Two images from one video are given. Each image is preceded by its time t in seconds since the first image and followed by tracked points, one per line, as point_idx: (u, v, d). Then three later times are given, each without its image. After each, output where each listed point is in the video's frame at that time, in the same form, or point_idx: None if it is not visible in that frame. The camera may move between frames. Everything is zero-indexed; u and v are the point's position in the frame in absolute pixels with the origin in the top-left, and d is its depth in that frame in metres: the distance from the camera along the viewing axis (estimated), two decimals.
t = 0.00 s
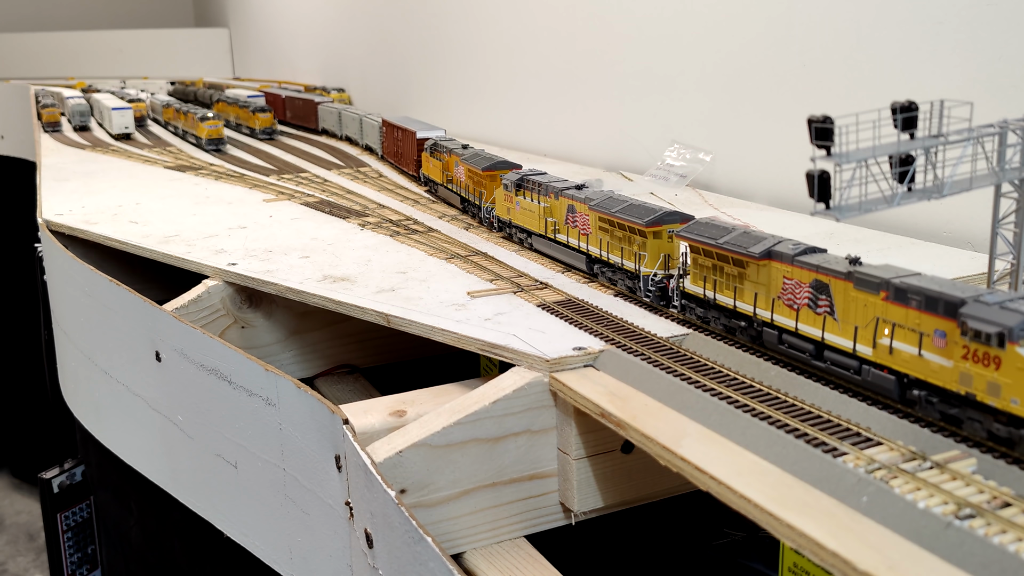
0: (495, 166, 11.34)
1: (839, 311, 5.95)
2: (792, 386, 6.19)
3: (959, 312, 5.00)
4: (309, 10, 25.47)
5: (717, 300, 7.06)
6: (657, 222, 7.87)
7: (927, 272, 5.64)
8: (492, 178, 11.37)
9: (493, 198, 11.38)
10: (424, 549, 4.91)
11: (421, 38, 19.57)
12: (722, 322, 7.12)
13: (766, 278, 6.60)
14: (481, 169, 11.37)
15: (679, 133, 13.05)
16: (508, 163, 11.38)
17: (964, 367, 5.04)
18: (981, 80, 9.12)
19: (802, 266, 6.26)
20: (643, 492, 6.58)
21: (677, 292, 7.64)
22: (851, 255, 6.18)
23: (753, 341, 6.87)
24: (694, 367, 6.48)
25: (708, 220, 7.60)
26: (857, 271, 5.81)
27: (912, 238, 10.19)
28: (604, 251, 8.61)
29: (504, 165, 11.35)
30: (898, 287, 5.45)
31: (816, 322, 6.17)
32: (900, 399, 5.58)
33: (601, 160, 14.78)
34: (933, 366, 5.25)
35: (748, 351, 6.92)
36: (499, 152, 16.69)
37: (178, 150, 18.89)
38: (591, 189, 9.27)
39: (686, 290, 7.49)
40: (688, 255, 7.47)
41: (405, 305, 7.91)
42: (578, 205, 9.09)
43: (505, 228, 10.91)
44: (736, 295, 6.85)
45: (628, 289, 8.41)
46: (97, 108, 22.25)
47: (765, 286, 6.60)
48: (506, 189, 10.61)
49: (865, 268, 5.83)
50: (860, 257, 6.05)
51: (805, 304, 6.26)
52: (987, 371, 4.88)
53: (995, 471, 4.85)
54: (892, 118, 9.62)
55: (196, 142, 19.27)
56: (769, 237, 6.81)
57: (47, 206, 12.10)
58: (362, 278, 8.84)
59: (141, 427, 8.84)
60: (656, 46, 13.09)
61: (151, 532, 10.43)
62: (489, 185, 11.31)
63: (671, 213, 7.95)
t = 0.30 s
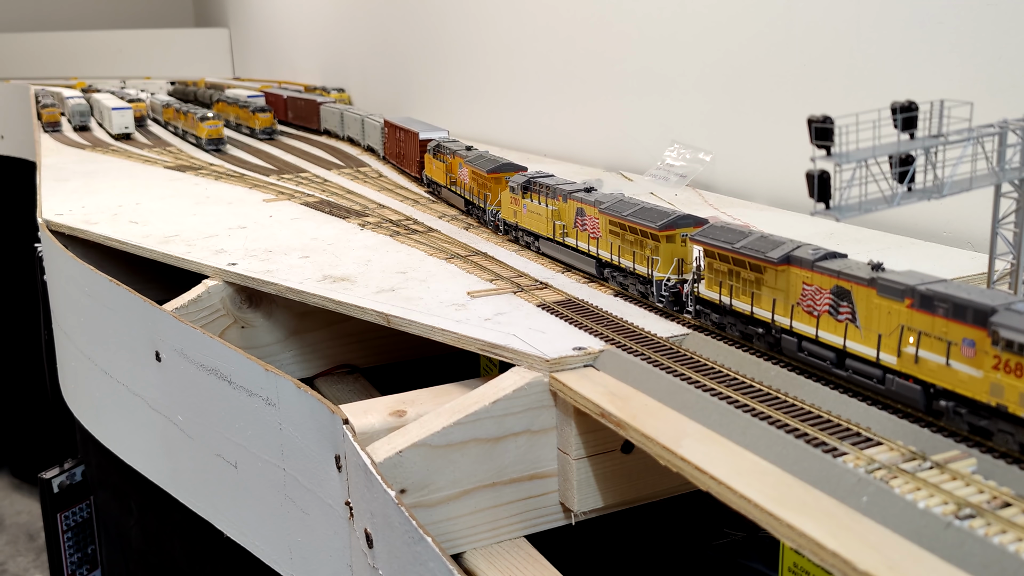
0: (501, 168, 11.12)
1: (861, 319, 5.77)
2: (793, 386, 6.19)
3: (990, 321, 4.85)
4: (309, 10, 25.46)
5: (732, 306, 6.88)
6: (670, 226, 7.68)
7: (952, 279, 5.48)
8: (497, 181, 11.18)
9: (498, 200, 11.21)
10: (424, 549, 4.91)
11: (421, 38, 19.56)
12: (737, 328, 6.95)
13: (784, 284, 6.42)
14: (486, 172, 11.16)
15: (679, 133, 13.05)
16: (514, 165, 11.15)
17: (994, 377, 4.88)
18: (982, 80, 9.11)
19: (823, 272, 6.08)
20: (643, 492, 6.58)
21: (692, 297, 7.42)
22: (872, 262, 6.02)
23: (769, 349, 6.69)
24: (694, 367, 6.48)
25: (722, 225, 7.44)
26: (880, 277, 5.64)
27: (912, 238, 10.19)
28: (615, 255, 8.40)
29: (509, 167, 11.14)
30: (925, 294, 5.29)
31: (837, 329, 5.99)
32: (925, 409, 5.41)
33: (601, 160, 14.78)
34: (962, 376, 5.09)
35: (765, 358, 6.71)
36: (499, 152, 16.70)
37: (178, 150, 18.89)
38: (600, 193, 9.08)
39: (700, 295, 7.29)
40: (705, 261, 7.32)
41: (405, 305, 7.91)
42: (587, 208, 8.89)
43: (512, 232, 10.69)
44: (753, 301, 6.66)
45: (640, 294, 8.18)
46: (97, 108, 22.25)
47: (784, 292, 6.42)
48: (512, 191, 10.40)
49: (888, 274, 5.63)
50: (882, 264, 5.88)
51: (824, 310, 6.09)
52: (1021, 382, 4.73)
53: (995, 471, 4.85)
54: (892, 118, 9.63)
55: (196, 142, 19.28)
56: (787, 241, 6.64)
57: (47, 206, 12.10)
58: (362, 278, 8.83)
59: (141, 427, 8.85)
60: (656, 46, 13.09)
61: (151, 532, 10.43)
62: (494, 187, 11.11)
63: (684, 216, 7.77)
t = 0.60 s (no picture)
0: (505, 171, 10.90)
1: (884, 326, 5.63)
2: (793, 386, 6.20)
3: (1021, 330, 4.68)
4: (309, 10, 25.47)
5: (750, 312, 6.75)
6: (684, 230, 7.54)
7: (980, 285, 5.31)
8: (502, 183, 10.97)
9: (503, 203, 11.02)
10: (424, 549, 4.90)
11: (421, 39, 19.56)
12: (755, 335, 6.81)
13: (804, 290, 6.28)
14: (491, 174, 10.95)
15: (679, 133, 13.05)
16: (519, 167, 10.95)
17: None
18: (981, 80, 9.11)
19: (844, 278, 5.93)
20: (643, 493, 6.58)
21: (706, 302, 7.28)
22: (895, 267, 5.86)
23: (788, 356, 6.55)
24: (694, 367, 6.48)
25: (738, 228, 7.26)
26: (904, 283, 5.48)
27: (912, 238, 10.19)
28: (626, 259, 8.27)
29: (514, 169, 10.91)
30: (952, 301, 5.12)
31: (859, 336, 5.84)
32: (952, 420, 5.25)
33: (601, 160, 14.78)
34: (992, 387, 4.92)
35: (783, 366, 6.59)
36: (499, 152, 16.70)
37: (178, 150, 18.89)
38: (609, 195, 8.96)
39: (715, 301, 7.15)
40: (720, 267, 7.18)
41: (405, 305, 7.91)
42: (597, 212, 8.75)
43: (519, 235, 10.55)
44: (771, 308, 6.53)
45: (651, 299, 8.02)
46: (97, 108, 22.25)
47: (804, 298, 6.27)
48: (519, 194, 10.25)
49: (913, 280, 5.48)
50: (906, 270, 5.72)
51: (846, 317, 5.93)
52: None
53: (995, 470, 4.85)
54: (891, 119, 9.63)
55: (196, 142, 19.28)
56: (806, 246, 6.48)
57: (47, 206, 12.10)
58: (362, 278, 8.84)
59: (141, 427, 8.85)
60: (656, 46, 13.09)
61: (151, 532, 10.43)
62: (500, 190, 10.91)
63: (699, 219, 7.60)
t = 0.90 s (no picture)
0: (511, 173, 10.69)
1: (909, 334, 5.44)
2: (793, 386, 6.19)
3: None
4: (309, 10, 25.46)
5: (767, 318, 6.56)
6: (698, 234, 7.25)
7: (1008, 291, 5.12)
8: (508, 185, 10.76)
9: (509, 206, 10.83)
10: (424, 549, 4.91)
11: (421, 39, 19.56)
12: (772, 341, 6.62)
13: (823, 296, 6.07)
14: (496, 176, 10.76)
15: (679, 133, 13.06)
16: (525, 169, 10.75)
17: None
18: (981, 80, 9.12)
19: (866, 284, 5.72)
20: (643, 492, 6.58)
21: (721, 308, 7.14)
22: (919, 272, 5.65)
23: (807, 364, 6.36)
24: (694, 367, 6.48)
25: (753, 230, 7.02)
26: (930, 290, 5.28)
27: (911, 238, 10.19)
28: (638, 264, 8.04)
29: (520, 171, 10.70)
30: (980, 308, 4.92)
31: (883, 344, 5.64)
32: (981, 430, 5.09)
33: (601, 160, 14.78)
34: None
35: (803, 374, 6.38)
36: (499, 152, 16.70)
37: (178, 150, 18.89)
38: (619, 197, 8.69)
39: (732, 307, 6.97)
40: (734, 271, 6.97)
41: (405, 305, 7.91)
42: (607, 215, 8.48)
43: (526, 238, 10.35)
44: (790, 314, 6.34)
45: (665, 304, 7.82)
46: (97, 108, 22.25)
47: (824, 304, 6.07)
48: (527, 196, 10.04)
49: (939, 286, 5.27)
50: (930, 275, 5.53)
51: (867, 325, 5.74)
52: None
53: (995, 470, 4.85)
54: (891, 119, 9.64)
55: (197, 142, 19.28)
56: (824, 249, 6.28)
57: (47, 206, 12.10)
58: (362, 278, 8.84)
59: (141, 427, 8.85)
60: (657, 46, 13.10)
61: (151, 533, 10.42)
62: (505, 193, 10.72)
63: (713, 223, 7.33)
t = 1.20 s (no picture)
0: (517, 175, 10.47)
1: (934, 342, 5.30)
2: (793, 386, 6.20)
3: None
4: (309, 10, 25.46)
5: (786, 325, 6.44)
6: (714, 238, 7.13)
7: None
8: (513, 188, 10.55)
9: (515, 209, 10.65)
10: (424, 549, 4.90)
11: (421, 39, 19.56)
12: (791, 349, 6.50)
13: (845, 303, 5.96)
14: (501, 179, 10.56)
15: (679, 133, 13.06)
16: (530, 170, 10.55)
17: None
18: (982, 80, 9.11)
19: (889, 290, 5.59)
20: (643, 492, 6.58)
21: (738, 314, 7.03)
22: (945, 279, 5.50)
23: (829, 371, 6.23)
24: (694, 367, 6.48)
25: (770, 235, 6.89)
26: (956, 297, 5.12)
27: (911, 239, 10.19)
28: (650, 268, 7.90)
29: (526, 174, 10.49)
30: (1010, 317, 4.75)
31: (908, 353, 5.51)
32: (1012, 443, 4.91)
33: (601, 160, 14.77)
34: None
35: (822, 382, 6.27)
36: (499, 152, 16.70)
37: (178, 150, 18.89)
38: (630, 200, 8.54)
39: (750, 313, 6.86)
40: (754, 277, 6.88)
41: (405, 305, 7.91)
42: (618, 218, 8.35)
43: (534, 242, 10.12)
44: (809, 321, 6.23)
45: (678, 310, 7.69)
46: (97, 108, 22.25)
47: (846, 311, 5.96)
48: (534, 199, 9.84)
49: (966, 294, 5.11)
50: (957, 282, 5.37)
51: (891, 333, 5.60)
52: None
53: (995, 470, 4.85)
54: (891, 118, 9.64)
55: (197, 142, 19.28)
56: (846, 255, 6.15)
57: (47, 206, 12.10)
58: (362, 278, 8.83)
59: (141, 427, 8.85)
60: (656, 45, 13.09)
61: (151, 533, 10.41)
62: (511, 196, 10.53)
63: (728, 227, 7.18)
